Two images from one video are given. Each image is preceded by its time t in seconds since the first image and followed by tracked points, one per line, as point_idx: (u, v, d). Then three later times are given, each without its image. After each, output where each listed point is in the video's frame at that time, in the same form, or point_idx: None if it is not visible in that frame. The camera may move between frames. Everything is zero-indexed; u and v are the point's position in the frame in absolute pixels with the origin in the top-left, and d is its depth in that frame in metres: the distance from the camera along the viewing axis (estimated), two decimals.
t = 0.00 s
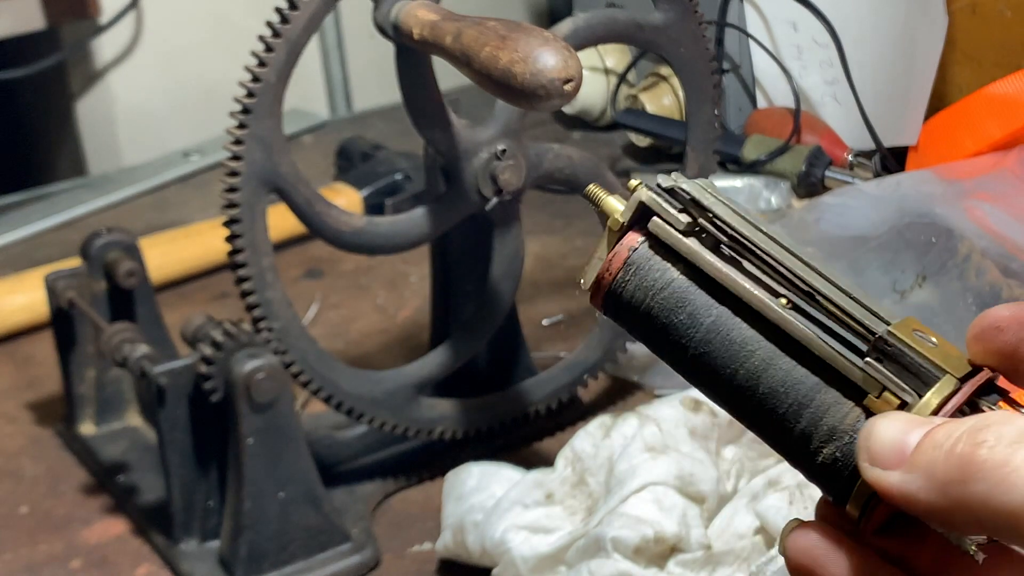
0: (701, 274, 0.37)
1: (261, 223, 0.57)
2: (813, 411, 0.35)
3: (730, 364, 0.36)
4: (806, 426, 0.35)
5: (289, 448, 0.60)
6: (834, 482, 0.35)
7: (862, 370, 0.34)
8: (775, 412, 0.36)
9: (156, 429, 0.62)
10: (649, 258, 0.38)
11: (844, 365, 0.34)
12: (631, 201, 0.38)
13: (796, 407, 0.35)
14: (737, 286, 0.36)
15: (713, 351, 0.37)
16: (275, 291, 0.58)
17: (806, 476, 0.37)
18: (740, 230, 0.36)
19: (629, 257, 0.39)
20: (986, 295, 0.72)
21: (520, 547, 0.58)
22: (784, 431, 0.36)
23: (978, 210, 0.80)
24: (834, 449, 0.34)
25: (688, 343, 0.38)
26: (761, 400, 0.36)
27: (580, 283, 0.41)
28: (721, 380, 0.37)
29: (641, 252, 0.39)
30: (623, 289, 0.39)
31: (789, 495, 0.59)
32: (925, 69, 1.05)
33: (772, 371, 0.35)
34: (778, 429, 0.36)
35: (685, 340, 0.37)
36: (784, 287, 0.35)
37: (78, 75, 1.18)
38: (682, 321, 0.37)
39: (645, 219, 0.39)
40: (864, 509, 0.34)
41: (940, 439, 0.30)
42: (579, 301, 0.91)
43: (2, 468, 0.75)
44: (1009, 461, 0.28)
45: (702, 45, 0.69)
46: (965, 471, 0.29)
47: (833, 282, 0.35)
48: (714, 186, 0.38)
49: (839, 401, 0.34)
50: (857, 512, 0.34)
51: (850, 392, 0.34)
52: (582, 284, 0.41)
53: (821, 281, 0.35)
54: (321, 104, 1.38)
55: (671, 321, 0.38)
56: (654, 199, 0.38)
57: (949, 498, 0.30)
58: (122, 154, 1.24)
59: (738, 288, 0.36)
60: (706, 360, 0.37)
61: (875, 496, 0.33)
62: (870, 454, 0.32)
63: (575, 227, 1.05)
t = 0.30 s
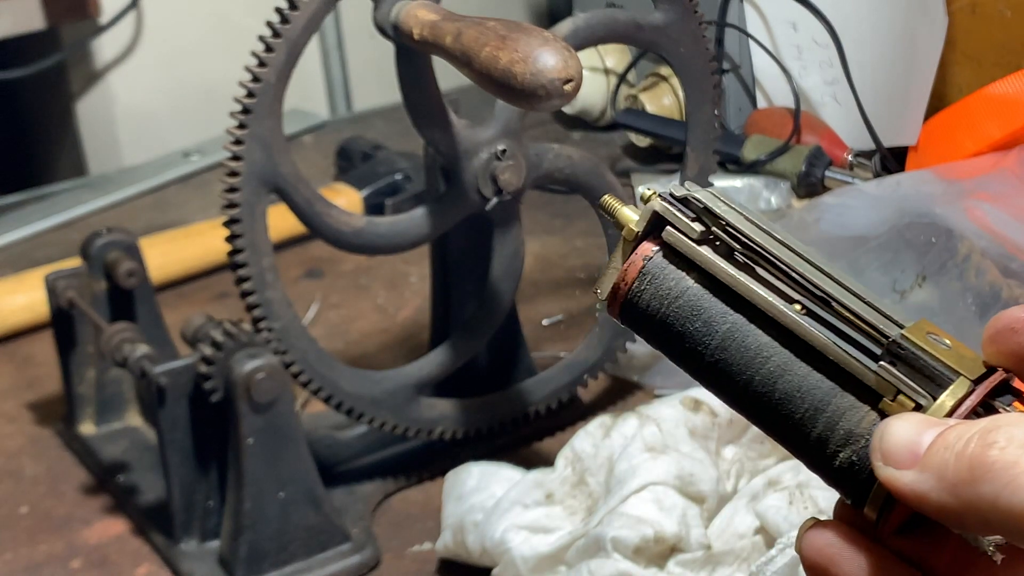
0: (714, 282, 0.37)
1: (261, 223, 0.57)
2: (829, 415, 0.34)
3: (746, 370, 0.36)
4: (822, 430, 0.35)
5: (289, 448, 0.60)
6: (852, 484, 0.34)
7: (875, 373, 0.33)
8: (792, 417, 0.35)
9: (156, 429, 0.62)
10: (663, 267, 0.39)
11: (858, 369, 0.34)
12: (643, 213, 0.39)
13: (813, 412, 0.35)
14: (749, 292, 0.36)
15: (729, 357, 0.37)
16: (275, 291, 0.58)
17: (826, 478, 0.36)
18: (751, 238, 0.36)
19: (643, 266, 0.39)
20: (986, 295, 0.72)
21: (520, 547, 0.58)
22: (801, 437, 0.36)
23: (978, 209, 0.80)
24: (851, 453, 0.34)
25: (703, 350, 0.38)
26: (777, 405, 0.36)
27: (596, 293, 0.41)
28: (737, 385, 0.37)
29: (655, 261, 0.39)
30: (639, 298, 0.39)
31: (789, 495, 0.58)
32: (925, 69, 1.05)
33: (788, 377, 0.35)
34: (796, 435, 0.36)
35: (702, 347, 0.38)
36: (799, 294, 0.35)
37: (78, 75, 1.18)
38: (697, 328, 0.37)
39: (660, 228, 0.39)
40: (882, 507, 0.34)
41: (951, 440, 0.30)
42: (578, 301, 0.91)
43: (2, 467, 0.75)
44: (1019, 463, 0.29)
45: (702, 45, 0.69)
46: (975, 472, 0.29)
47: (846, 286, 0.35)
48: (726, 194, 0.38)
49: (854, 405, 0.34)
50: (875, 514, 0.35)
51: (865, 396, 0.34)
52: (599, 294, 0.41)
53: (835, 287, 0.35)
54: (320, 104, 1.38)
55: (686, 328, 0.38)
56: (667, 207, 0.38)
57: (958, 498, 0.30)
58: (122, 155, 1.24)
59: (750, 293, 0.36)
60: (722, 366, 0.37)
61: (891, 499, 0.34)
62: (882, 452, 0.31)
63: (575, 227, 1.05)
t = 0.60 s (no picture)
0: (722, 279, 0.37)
1: (261, 223, 0.57)
2: (833, 412, 0.34)
3: (749, 366, 0.36)
4: (824, 427, 0.35)
5: (289, 448, 0.60)
6: (851, 482, 0.34)
7: (880, 370, 0.34)
8: (794, 414, 0.36)
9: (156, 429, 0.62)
10: (671, 263, 0.39)
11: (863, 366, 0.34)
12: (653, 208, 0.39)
13: (816, 409, 0.35)
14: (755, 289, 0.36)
15: (733, 354, 0.37)
16: (275, 291, 0.58)
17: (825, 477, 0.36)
18: (759, 236, 0.36)
19: (652, 262, 0.39)
20: (986, 295, 0.72)
21: (520, 547, 0.59)
22: (802, 434, 0.36)
23: (978, 209, 0.80)
24: (853, 451, 0.34)
25: (709, 345, 0.38)
26: (780, 402, 0.36)
27: (604, 289, 0.41)
28: (740, 382, 0.37)
29: (663, 257, 0.39)
30: (646, 293, 0.39)
31: (789, 495, 0.58)
32: (925, 69, 1.05)
33: (792, 374, 0.35)
34: (798, 432, 0.36)
35: (706, 344, 0.38)
36: (805, 292, 0.35)
37: (78, 75, 1.18)
38: (703, 325, 0.38)
39: (669, 226, 0.39)
40: (882, 508, 0.34)
41: (955, 436, 0.30)
42: (579, 301, 0.91)
43: (3, 467, 0.75)
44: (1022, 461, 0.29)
45: (702, 45, 0.69)
46: (979, 469, 0.29)
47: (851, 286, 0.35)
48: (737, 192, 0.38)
49: (858, 403, 0.34)
50: (875, 513, 0.34)
51: (869, 394, 0.34)
52: (607, 290, 0.41)
53: (840, 285, 0.35)
54: (321, 104, 1.38)
55: (692, 324, 0.38)
56: (677, 204, 0.38)
57: (960, 495, 0.30)
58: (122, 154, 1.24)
59: (757, 290, 0.36)
60: (726, 363, 0.37)
61: (892, 497, 0.34)
62: (886, 446, 0.31)
63: (575, 227, 1.05)
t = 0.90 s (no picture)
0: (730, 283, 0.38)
1: (261, 223, 0.57)
2: (837, 413, 0.35)
3: (754, 369, 0.37)
4: (827, 429, 0.35)
5: (289, 448, 0.60)
6: (853, 485, 0.34)
7: (884, 373, 0.34)
8: (799, 417, 0.36)
9: (156, 429, 0.62)
10: (681, 266, 0.39)
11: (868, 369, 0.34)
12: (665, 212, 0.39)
13: (819, 411, 0.35)
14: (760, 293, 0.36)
15: (739, 356, 0.37)
16: (275, 291, 0.59)
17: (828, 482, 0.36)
18: (768, 242, 0.37)
19: (661, 265, 0.40)
20: (986, 295, 0.72)
21: (520, 546, 0.59)
22: (806, 437, 0.36)
23: (978, 209, 0.80)
24: (855, 453, 0.34)
25: (715, 348, 0.38)
26: (784, 405, 0.36)
27: (614, 292, 0.42)
28: (745, 385, 0.37)
29: (673, 261, 0.39)
30: (654, 297, 0.40)
31: (789, 495, 0.58)
32: (924, 69, 1.05)
33: (797, 376, 0.36)
34: (801, 435, 0.36)
35: (712, 347, 0.38)
36: (813, 297, 0.36)
37: (78, 75, 1.18)
38: (710, 327, 0.38)
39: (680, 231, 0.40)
40: (883, 512, 0.34)
41: (956, 439, 0.30)
42: (579, 301, 0.91)
43: (2, 467, 0.75)
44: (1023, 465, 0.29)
45: (702, 45, 0.69)
46: (979, 473, 0.29)
47: (858, 291, 0.35)
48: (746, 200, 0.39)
49: (864, 405, 0.34)
50: (876, 517, 0.34)
51: (872, 396, 0.34)
52: (616, 294, 0.42)
53: (847, 290, 0.35)
54: (321, 104, 1.38)
55: (698, 327, 0.38)
56: (688, 209, 0.39)
57: (961, 498, 0.30)
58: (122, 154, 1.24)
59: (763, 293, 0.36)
60: (731, 366, 0.37)
61: (892, 500, 0.34)
62: (887, 447, 0.31)
63: (575, 227, 1.05)
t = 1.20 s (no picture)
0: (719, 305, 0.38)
1: (261, 223, 0.57)
2: (827, 429, 0.34)
3: (743, 387, 0.36)
4: (816, 444, 0.35)
5: (290, 448, 0.60)
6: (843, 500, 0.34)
7: (873, 386, 0.34)
8: (788, 434, 0.35)
9: (156, 429, 0.62)
10: (669, 290, 0.39)
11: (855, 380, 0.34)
12: (653, 238, 0.40)
13: (808, 427, 0.35)
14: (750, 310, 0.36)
15: (728, 375, 0.37)
16: (275, 291, 0.59)
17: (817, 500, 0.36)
18: (755, 265, 0.38)
19: (649, 291, 0.39)
20: (986, 295, 0.72)
21: (520, 546, 0.59)
22: (797, 456, 0.35)
23: (978, 209, 0.80)
24: (845, 466, 0.34)
25: (703, 370, 0.38)
26: (773, 422, 0.36)
27: (602, 320, 0.41)
28: (735, 404, 0.37)
29: (662, 286, 0.39)
30: (641, 322, 0.39)
31: (789, 495, 0.58)
32: (924, 69, 1.05)
33: (787, 394, 0.35)
34: (790, 452, 0.36)
35: (701, 368, 0.38)
36: (801, 316, 0.36)
37: (78, 75, 1.18)
38: (699, 348, 0.38)
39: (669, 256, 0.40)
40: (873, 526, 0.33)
41: (944, 445, 0.30)
42: (579, 301, 0.91)
43: (3, 467, 0.75)
44: (1010, 472, 0.29)
45: (702, 45, 0.69)
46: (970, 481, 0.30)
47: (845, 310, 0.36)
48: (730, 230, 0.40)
49: (852, 419, 0.34)
50: (866, 533, 0.34)
51: (863, 409, 0.34)
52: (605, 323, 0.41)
53: (834, 308, 0.36)
54: (321, 105, 1.38)
55: (687, 349, 0.38)
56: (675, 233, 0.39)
57: (949, 504, 0.30)
58: (122, 154, 1.24)
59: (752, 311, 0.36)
60: (719, 386, 0.37)
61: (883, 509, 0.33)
62: (877, 455, 0.31)
63: (575, 227, 1.05)
